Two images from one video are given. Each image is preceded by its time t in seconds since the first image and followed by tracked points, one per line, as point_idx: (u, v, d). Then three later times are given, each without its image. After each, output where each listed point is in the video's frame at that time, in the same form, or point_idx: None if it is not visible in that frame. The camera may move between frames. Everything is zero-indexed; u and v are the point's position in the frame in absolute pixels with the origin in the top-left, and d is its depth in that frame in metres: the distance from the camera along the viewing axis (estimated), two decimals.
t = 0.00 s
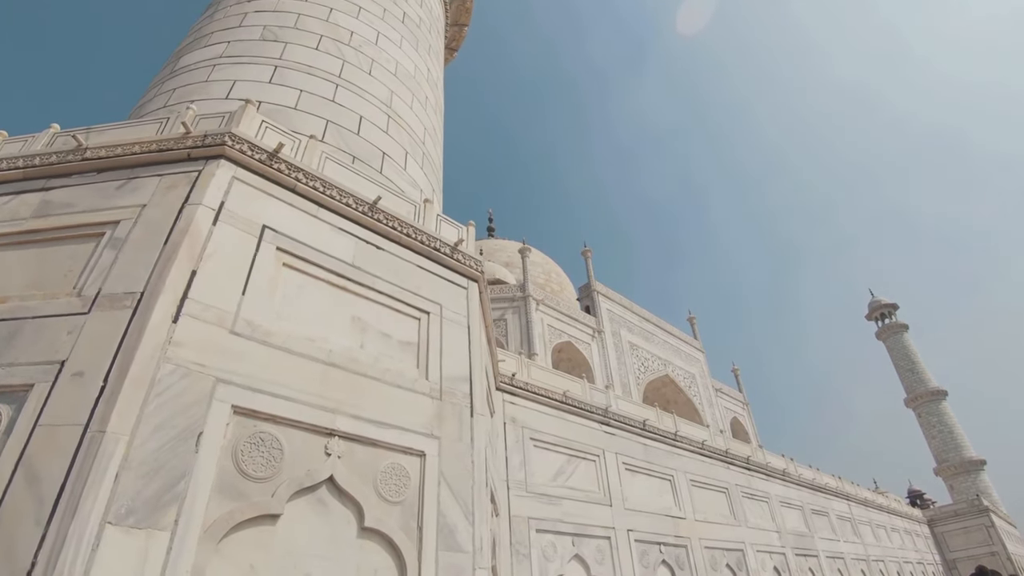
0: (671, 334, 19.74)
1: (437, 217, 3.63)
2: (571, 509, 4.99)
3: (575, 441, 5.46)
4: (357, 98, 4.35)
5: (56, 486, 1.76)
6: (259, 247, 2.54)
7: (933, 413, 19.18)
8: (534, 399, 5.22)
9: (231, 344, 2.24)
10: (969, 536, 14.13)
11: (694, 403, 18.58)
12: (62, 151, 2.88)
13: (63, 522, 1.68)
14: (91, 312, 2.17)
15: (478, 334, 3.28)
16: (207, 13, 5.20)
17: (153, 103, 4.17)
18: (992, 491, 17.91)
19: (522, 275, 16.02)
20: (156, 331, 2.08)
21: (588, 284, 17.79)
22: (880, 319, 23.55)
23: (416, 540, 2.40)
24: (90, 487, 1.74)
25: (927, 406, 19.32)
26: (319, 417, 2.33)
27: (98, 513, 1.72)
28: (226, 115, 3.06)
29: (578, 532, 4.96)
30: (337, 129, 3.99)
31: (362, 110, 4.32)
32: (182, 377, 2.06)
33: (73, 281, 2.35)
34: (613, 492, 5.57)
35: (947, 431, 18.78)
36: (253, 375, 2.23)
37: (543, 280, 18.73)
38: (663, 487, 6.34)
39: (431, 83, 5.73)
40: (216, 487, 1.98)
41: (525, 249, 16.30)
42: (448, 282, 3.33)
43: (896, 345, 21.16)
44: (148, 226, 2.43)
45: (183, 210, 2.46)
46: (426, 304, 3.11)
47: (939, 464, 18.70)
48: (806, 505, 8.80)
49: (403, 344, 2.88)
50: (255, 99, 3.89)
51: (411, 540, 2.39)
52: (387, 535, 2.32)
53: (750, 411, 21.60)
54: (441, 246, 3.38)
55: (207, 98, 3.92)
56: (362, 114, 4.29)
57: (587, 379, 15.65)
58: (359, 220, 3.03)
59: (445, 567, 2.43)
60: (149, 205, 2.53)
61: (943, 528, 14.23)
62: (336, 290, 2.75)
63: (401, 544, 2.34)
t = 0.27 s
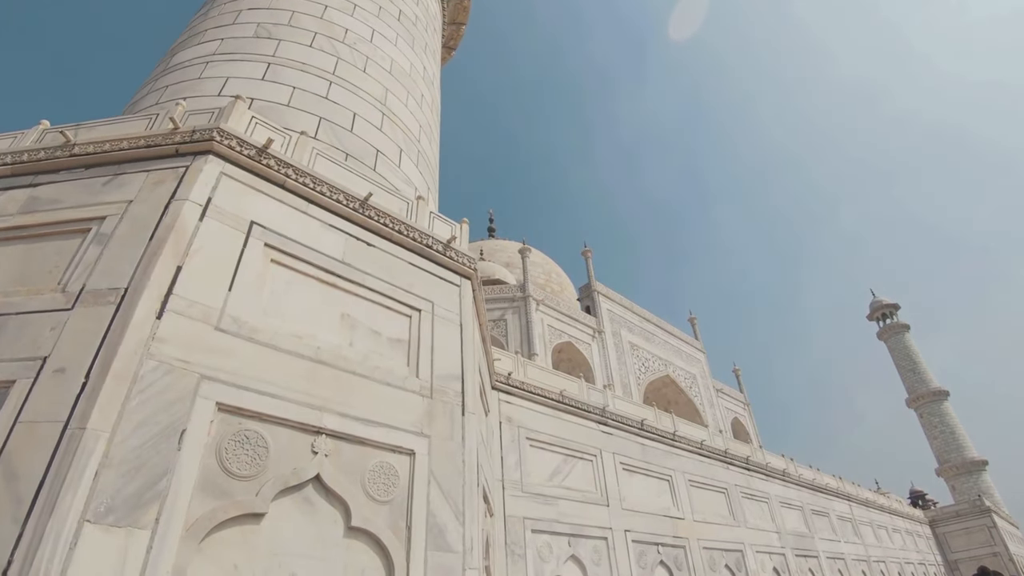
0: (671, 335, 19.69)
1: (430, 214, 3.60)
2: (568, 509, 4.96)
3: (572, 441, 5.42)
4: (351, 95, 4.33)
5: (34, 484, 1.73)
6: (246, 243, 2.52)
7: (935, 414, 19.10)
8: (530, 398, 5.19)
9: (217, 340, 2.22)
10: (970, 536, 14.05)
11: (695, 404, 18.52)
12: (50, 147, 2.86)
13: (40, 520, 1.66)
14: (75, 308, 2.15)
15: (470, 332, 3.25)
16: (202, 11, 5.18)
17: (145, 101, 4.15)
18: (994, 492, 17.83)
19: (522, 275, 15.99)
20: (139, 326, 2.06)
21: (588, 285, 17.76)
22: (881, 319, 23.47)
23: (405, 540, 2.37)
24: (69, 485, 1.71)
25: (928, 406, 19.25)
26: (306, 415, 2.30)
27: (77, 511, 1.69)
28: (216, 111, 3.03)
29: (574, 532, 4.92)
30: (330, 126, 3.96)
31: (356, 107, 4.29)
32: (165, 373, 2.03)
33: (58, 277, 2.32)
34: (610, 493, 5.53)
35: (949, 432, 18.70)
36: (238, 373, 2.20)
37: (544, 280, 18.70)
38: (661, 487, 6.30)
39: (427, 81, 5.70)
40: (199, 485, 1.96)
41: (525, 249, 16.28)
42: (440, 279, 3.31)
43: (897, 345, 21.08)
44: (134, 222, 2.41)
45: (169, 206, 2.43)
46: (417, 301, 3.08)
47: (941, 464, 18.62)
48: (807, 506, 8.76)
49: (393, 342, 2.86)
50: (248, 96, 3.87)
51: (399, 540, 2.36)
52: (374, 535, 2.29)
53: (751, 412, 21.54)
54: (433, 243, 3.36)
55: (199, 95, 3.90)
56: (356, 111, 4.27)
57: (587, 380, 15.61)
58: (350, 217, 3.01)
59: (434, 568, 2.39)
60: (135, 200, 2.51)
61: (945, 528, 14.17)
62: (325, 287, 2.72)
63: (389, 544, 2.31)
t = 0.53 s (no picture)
0: (673, 335, 19.62)
1: (423, 211, 3.57)
2: (564, 509, 4.92)
3: (569, 440, 5.38)
4: (344, 92, 4.30)
5: (9, 481, 1.70)
6: (232, 238, 2.49)
7: (938, 414, 18.99)
8: (527, 397, 5.16)
9: (200, 336, 2.19)
10: (974, 537, 13.95)
11: (697, 404, 18.44)
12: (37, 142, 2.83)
13: (13, 517, 1.63)
14: (56, 303, 2.12)
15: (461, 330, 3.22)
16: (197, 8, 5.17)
17: (138, 98, 4.13)
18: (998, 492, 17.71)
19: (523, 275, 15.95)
20: (120, 322, 2.03)
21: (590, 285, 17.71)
22: (883, 319, 23.34)
23: (391, 539, 2.34)
24: (44, 481, 1.68)
25: (932, 407, 19.14)
26: (291, 412, 2.27)
27: (52, 508, 1.66)
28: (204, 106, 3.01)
29: (571, 533, 4.88)
30: (323, 123, 3.93)
31: (349, 104, 4.26)
32: (146, 369, 2.00)
33: (41, 273, 2.30)
34: (607, 493, 5.49)
35: (952, 432, 18.59)
36: (221, 369, 2.17)
37: (545, 280, 18.66)
38: (660, 487, 6.25)
39: (423, 78, 5.67)
40: (179, 482, 1.93)
41: (526, 248, 16.24)
42: (431, 276, 3.27)
43: (900, 345, 20.97)
44: (119, 217, 2.38)
45: (154, 200, 2.41)
46: (408, 298, 3.05)
47: (944, 465, 18.51)
48: (808, 506, 8.70)
49: (383, 339, 2.82)
50: (240, 93, 3.84)
51: (386, 539, 2.32)
52: (360, 534, 2.25)
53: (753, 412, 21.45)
54: (425, 240, 3.32)
55: (191, 92, 3.87)
56: (350, 108, 4.24)
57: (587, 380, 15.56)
58: (339, 213, 2.97)
59: (421, 568, 2.36)
60: (121, 195, 2.48)
61: (947, 529, 14.09)
62: (313, 283, 2.69)
63: (375, 543, 2.27)
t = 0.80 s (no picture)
0: (674, 335, 19.57)
1: (416, 208, 3.54)
2: (561, 509, 4.88)
3: (566, 440, 5.35)
4: (338, 89, 4.28)
5: None
6: (219, 234, 2.47)
7: (941, 414, 18.90)
8: (523, 396, 5.12)
9: (185, 332, 2.16)
10: (976, 538, 13.85)
11: (699, 404, 18.38)
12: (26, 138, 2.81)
13: None
14: (40, 298, 2.10)
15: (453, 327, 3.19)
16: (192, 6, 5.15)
17: (131, 95, 4.12)
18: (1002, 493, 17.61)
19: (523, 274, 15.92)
20: (103, 317, 2.00)
21: (591, 285, 17.67)
22: (886, 319, 23.23)
23: (380, 538, 2.31)
24: (22, 478, 1.65)
25: (934, 407, 19.04)
26: (277, 409, 2.25)
27: (30, 505, 1.63)
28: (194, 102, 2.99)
29: (567, 533, 4.84)
30: (316, 119, 3.91)
31: (343, 101, 4.24)
32: (129, 365, 1.98)
33: (26, 268, 2.28)
34: (605, 492, 5.45)
35: (955, 432, 18.50)
36: (206, 366, 2.15)
37: (546, 280, 18.63)
38: (658, 487, 6.21)
39: (419, 76, 5.65)
40: (162, 480, 1.90)
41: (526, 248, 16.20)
42: (424, 273, 3.25)
43: (902, 346, 20.87)
44: (105, 212, 2.36)
45: (140, 195, 2.38)
46: (399, 295, 3.03)
47: (947, 466, 18.42)
48: (808, 506, 8.64)
49: (373, 336, 2.80)
50: (232, 89, 3.82)
51: (374, 538, 2.29)
52: (347, 533, 2.23)
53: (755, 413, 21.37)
54: (417, 236, 3.30)
55: (184, 89, 3.86)
56: (343, 105, 4.21)
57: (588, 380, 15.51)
58: (330, 209, 2.95)
59: (410, 567, 2.33)
60: (107, 191, 2.47)
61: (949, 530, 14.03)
62: (302, 279, 2.67)
63: (363, 542, 2.24)
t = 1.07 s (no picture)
0: (675, 335, 19.51)
1: (408, 204, 3.52)
2: (557, 509, 4.85)
3: (562, 439, 5.31)
4: (332, 86, 4.26)
5: None
6: (206, 229, 2.44)
7: (943, 415, 18.82)
8: (519, 395, 5.10)
9: (170, 328, 2.14)
10: (979, 538, 13.78)
11: (699, 405, 18.32)
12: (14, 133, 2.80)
13: None
14: (22, 293, 2.08)
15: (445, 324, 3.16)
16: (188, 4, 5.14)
17: (124, 92, 4.10)
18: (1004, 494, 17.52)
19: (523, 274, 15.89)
20: (85, 311, 1.98)
21: (591, 285, 17.64)
22: (888, 319, 23.15)
23: (366, 537, 2.28)
24: None
25: (936, 407, 18.96)
26: (263, 405, 2.22)
27: (7, 501, 1.60)
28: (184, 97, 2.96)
29: (564, 533, 4.81)
30: (309, 116, 3.89)
31: (337, 97, 4.22)
32: (111, 360, 1.95)
33: (9, 263, 2.26)
34: (602, 492, 5.42)
35: (957, 433, 18.42)
36: (190, 362, 2.12)
37: (546, 280, 18.59)
38: (656, 487, 6.18)
39: (416, 73, 5.62)
40: (143, 476, 1.88)
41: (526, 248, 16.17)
42: (416, 270, 3.22)
43: (904, 346, 20.79)
44: (90, 206, 2.34)
45: (126, 190, 2.36)
46: (390, 292, 3.00)
47: (949, 466, 18.33)
48: (808, 507, 8.59)
49: (362, 332, 2.77)
50: (225, 86, 3.80)
51: (360, 536, 2.27)
52: (333, 531, 2.20)
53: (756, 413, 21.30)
54: (409, 232, 3.27)
55: (176, 85, 3.84)
56: (337, 102, 4.19)
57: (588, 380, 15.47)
58: (320, 205, 2.93)
59: (397, 567, 2.30)
60: (93, 185, 2.44)
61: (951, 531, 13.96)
62: (290, 275, 2.65)
63: (349, 541, 2.22)
